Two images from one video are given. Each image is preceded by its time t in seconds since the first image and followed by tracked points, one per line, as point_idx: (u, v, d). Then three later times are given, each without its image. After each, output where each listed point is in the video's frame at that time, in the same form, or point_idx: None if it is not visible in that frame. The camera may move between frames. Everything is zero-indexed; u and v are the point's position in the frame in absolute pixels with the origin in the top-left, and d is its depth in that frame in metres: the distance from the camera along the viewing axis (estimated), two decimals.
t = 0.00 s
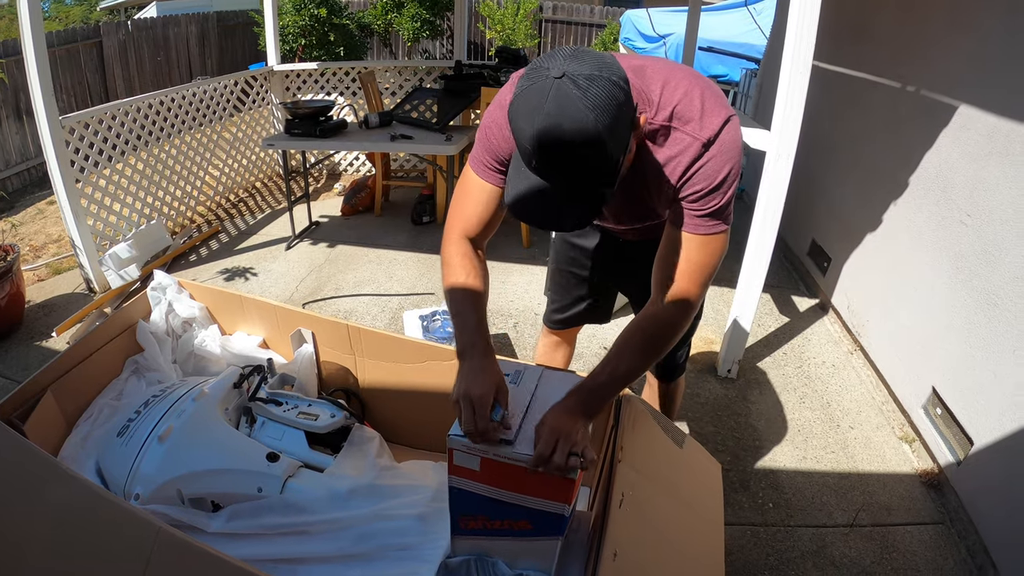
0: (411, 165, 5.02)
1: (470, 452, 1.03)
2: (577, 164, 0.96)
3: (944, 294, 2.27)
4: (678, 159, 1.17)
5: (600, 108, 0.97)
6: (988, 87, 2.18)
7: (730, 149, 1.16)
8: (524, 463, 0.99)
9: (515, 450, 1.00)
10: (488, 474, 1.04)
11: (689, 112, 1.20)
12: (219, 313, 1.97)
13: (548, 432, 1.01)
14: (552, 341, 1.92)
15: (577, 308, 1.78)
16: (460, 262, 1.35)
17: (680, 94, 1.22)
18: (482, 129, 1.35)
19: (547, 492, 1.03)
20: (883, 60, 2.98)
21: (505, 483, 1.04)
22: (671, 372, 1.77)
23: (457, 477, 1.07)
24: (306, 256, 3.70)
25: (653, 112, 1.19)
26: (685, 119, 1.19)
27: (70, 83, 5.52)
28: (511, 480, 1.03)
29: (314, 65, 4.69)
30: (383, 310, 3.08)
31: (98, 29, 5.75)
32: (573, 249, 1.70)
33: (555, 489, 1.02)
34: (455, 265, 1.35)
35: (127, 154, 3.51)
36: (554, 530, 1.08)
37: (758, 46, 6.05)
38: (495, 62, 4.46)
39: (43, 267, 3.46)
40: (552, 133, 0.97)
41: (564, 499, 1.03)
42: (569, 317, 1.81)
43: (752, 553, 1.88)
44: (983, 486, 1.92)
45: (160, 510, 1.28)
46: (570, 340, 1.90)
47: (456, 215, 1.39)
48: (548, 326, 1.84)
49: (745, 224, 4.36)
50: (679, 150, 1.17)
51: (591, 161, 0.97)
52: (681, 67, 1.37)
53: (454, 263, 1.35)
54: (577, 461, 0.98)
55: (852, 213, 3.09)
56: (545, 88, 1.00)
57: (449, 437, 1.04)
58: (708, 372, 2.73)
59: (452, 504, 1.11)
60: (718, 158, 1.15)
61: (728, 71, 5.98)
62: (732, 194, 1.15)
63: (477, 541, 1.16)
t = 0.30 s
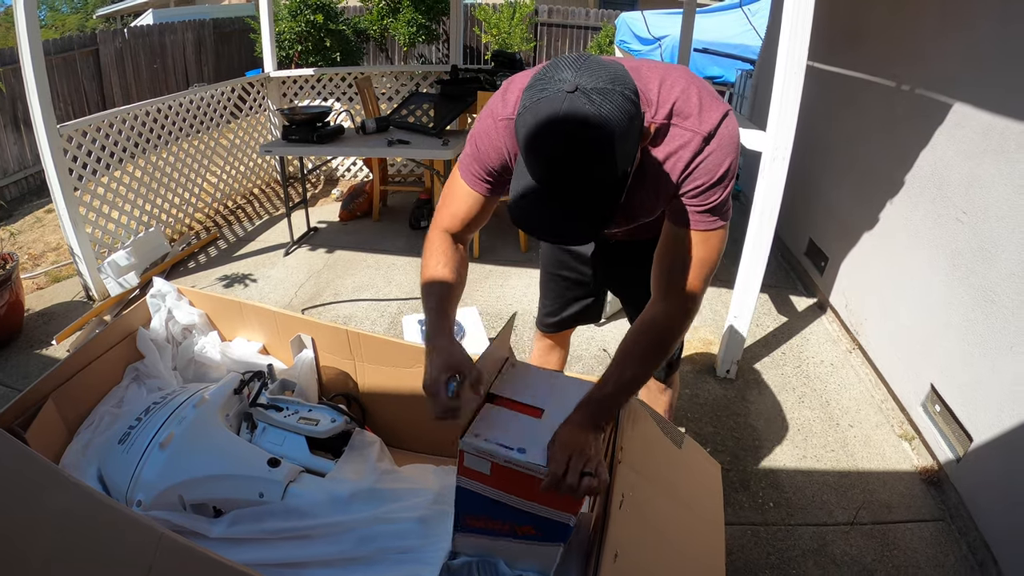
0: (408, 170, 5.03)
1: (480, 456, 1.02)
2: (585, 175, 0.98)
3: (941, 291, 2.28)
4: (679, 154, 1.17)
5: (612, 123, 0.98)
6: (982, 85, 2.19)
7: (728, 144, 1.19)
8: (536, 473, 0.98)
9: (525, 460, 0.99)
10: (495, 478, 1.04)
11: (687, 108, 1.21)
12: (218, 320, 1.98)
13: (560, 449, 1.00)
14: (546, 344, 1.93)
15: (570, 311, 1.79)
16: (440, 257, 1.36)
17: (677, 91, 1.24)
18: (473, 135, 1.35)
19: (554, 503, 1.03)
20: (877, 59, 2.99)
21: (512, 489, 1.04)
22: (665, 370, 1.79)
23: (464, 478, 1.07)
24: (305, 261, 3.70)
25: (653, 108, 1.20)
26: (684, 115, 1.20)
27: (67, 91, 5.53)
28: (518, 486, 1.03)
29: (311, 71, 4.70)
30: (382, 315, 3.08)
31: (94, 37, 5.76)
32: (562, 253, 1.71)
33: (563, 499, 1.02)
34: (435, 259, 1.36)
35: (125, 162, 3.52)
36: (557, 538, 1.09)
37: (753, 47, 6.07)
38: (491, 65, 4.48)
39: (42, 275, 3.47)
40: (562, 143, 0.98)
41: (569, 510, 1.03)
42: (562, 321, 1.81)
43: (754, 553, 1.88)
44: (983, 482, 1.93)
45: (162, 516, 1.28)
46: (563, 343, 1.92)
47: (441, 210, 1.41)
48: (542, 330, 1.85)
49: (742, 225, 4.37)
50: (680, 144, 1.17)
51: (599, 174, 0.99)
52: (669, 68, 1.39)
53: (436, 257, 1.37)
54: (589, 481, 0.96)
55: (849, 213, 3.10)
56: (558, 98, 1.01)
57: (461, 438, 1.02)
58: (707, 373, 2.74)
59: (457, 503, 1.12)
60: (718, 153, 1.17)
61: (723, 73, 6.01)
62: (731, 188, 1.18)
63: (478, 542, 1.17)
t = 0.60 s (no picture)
0: (405, 175, 5.03)
1: (494, 463, 1.04)
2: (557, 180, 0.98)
3: (940, 280, 2.28)
4: (662, 161, 1.17)
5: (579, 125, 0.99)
6: (974, 73, 2.20)
7: (709, 144, 1.18)
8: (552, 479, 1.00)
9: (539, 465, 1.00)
10: (508, 483, 1.05)
11: (664, 113, 1.21)
12: (219, 329, 1.98)
13: (574, 449, 0.99)
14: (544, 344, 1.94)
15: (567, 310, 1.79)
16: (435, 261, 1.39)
17: (653, 96, 1.23)
18: (455, 144, 1.35)
19: (565, 508, 1.05)
20: (869, 51, 3.00)
21: (524, 493, 1.06)
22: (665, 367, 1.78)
23: (476, 482, 1.08)
24: (304, 269, 3.71)
25: (629, 115, 1.19)
26: (661, 121, 1.20)
27: (62, 105, 5.54)
28: (527, 491, 1.05)
29: (305, 79, 4.71)
30: (383, 320, 3.09)
31: (87, 50, 5.76)
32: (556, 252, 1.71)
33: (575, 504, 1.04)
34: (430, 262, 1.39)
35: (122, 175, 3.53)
36: (566, 542, 1.12)
37: (745, 42, 6.08)
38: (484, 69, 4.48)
39: (43, 290, 3.47)
40: (531, 148, 0.98)
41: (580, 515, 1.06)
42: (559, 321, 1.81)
43: (760, 546, 1.88)
44: (987, 468, 1.94)
45: (170, 526, 1.28)
46: (561, 343, 1.93)
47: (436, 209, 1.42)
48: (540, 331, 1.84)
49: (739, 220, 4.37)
50: (660, 151, 1.18)
51: (571, 177, 0.99)
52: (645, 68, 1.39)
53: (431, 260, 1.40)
54: (599, 484, 0.97)
55: (846, 205, 3.11)
56: (525, 104, 1.01)
57: (476, 446, 1.03)
58: (709, 369, 2.74)
59: (467, 506, 1.13)
60: (699, 155, 1.17)
61: (717, 69, 6.01)
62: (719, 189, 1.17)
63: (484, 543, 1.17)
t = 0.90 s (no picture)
0: (405, 183, 5.05)
1: (493, 457, 1.03)
2: (523, 163, 1.00)
3: (941, 271, 2.29)
4: (637, 152, 1.20)
5: (538, 107, 1.00)
6: (969, 64, 2.21)
7: (685, 130, 1.18)
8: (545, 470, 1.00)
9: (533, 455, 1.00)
10: (510, 479, 1.05)
11: (638, 103, 1.22)
12: (226, 341, 1.99)
13: (566, 411, 1.06)
14: (552, 347, 1.93)
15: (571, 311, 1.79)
16: (460, 290, 1.40)
17: (627, 87, 1.25)
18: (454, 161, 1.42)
19: (569, 499, 1.03)
20: (864, 46, 3.01)
21: (527, 488, 1.05)
22: (670, 364, 1.78)
23: (480, 481, 1.08)
24: (307, 280, 3.72)
25: (602, 108, 1.22)
26: (634, 112, 1.21)
27: (62, 123, 5.58)
28: (530, 485, 1.04)
29: (303, 90, 4.74)
30: (387, 328, 3.10)
31: (86, 68, 5.81)
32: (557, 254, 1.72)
33: (574, 494, 1.03)
34: (453, 292, 1.40)
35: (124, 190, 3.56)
36: (573, 536, 1.10)
37: (740, 42, 6.11)
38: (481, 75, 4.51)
39: (48, 307, 3.49)
40: (494, 137, 1.00)
41: (582, 506, 1.03)
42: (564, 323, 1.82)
43: (770, 542, 1.88)
44: (995, 458, 1.93)
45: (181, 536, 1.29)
46: (568, 344, 1.92)
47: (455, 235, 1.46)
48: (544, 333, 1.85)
49: (740, 218, 4.38)
50: (634, 143, 1.20)
51: (536, 159, 1.00)
52: (628, 60, 1.40)
53: (456, 290, 1.41)
54: (597, 439, 1.05)
55: (846, 199, 3.11)
56: (484, 93, 1.03)
57: (473, 441, 1.03)
58: (714, 367, 2.75)
59: (473, 505, 1.13)
60: (674, 141, 1.18)
61: (713, 68, 6.03)
62: (700, 171, 1.17)
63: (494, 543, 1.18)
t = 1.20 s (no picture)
0: (394, 193, 5.07)
1: (499, 453, 1.04)
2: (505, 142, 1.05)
3: (929, 254, 2.32)
4: (613, 137, 1.23)
5: (516, 87, 1.04)
6: (946, 50, 2.25)
7: (657, 112, 1.21)
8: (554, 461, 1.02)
9: (541, 447, 1.02)
10: (516, 474, 1.06)
11: (610, 91, 1.26)
12: (223, 356, 2.00)
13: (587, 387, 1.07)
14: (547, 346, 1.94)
15: (564, 309, 1.80)
16: (448, 297, 1.40)
17: (599, 77, 1.29)
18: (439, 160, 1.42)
19: (577, 489, 1.05)
20: (842, 37, 3.06)
21: (531, 482, 1.06)
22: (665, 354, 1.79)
23: (485, 480, 1.08)
24: (301, 293, 3.73)
25: (576, 97, 1.27)
26: (607, 99, 1.25)
27: (49, 148, 5.56)
28: (537, 479, 1.06)
29: (288, 105, 4.75)
30: (383, 337, 3.11)
31: (71, 91, 5.80)
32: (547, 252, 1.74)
33: (579, 484, 1.04)
34: (443, 299, 1.40)
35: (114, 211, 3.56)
36: (582, 526, 1.11)
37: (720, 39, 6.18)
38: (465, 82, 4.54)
39: (42, 331, 3.48)
40: (476, 120, 1.05)
41: (589, 493, 1.05)
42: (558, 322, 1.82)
43: (773, 530, 1.90)
44: (992, 435, 1.96)
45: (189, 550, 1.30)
46: (564, 342, 1.93)
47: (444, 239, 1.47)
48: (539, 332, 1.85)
49: (727, 212, 4.42)
50: (610, 128, 1.23)
51: (517, 137, 1.05)
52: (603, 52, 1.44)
53: (444, 297, 1.41)
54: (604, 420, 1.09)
55: (831, 188, 3.15)
56: (464, 79, 1.07)
57: (478, 440, 1.04)
58: (709, 360, 2.77)
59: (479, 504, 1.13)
60: (648, 123, 1.20)
61: (695, 65, 6.08)
62: (677, 150, 1.19)
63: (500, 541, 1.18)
